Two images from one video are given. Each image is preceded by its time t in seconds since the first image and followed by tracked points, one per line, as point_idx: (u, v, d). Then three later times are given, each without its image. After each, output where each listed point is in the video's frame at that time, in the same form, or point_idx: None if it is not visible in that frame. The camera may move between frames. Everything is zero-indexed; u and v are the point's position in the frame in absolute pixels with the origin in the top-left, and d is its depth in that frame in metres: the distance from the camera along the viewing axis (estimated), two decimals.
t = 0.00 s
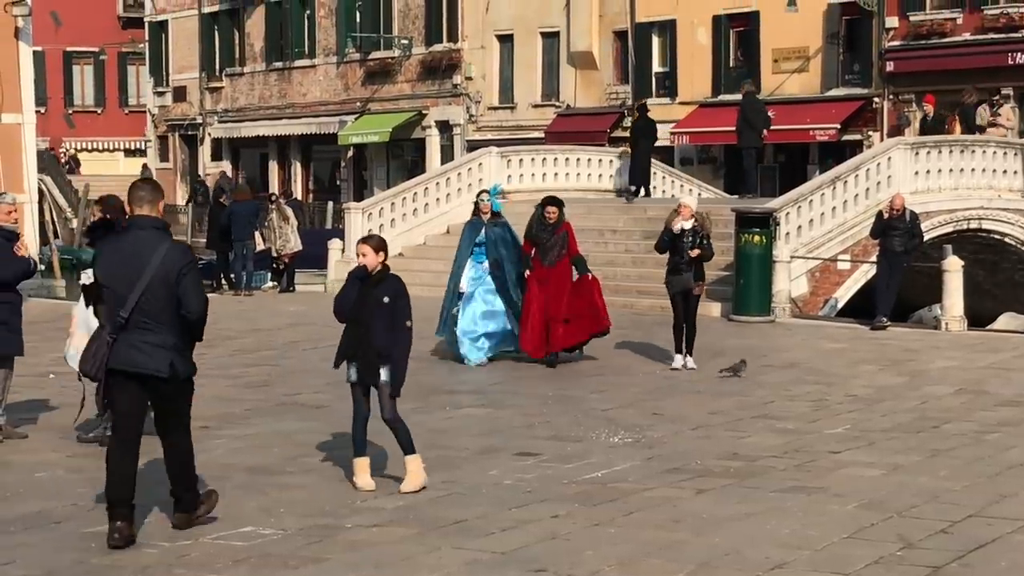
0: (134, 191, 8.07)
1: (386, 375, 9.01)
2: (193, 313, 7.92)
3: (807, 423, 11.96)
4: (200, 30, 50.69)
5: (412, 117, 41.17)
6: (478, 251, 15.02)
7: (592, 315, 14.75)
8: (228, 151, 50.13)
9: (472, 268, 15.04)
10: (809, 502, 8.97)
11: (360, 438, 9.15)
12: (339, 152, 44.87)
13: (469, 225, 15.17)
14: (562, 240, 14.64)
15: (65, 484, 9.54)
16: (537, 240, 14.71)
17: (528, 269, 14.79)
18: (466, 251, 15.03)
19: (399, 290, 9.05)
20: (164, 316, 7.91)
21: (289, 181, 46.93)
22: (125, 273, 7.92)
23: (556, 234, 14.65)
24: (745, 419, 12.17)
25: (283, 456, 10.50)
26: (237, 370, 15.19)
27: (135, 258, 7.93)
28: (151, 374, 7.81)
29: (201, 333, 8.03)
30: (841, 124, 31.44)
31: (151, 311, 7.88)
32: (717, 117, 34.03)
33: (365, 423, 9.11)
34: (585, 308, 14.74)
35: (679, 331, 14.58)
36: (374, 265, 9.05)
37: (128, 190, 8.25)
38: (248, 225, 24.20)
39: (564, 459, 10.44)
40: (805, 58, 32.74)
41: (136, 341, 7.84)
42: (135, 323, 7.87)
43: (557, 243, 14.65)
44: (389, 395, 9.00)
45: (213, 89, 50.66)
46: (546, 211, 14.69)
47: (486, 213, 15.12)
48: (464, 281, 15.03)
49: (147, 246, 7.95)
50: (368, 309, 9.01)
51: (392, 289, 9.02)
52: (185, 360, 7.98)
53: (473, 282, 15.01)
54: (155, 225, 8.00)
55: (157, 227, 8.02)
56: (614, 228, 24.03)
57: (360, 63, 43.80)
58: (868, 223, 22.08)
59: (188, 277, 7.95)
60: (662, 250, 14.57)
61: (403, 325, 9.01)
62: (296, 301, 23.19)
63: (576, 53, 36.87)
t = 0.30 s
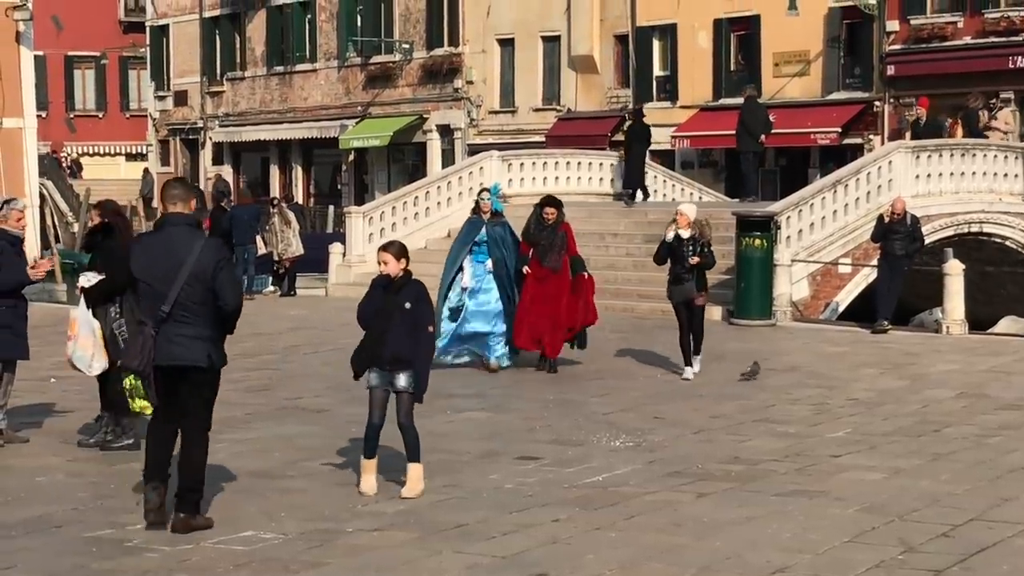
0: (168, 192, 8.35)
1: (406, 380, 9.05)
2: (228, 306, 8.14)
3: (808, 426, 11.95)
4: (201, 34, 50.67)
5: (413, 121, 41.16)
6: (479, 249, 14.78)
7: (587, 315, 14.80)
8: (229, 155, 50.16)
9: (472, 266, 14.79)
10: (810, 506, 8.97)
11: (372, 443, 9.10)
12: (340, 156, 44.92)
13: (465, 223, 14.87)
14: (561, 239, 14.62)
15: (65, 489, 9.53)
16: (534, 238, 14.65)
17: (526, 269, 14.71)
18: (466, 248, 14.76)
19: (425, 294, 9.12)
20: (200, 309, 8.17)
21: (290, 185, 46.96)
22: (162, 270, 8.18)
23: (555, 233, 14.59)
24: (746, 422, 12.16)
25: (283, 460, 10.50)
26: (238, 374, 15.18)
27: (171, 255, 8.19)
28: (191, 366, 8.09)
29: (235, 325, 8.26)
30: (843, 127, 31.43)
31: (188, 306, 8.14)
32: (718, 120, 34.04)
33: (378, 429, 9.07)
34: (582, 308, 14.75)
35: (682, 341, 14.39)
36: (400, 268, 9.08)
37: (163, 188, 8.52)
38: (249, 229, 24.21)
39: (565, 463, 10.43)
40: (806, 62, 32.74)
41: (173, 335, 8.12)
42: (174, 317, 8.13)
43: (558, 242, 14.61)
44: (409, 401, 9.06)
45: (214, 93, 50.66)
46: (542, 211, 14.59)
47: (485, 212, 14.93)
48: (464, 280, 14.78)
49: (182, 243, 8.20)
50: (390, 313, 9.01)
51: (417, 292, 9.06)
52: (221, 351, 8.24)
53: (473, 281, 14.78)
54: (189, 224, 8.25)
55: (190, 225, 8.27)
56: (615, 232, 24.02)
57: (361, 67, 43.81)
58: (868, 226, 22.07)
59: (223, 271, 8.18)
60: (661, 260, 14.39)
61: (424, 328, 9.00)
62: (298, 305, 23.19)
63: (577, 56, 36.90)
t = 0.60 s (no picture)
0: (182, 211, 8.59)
1: (413, 383, 9.04)
2: (254, 311, 8.38)
3: (810, 429, 11.95)
4: (203, 37, 50.64)
5: (415, 124, 41.23)
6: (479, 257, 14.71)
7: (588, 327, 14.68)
8: (231, 158, 50.23)
9: (472, 275, 14.71)
10: (812, 508, 8.96)
11: (377, 445, 9.08)
12: (342, 159, 45.04)
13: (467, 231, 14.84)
14: (558, 248, 14.38)
15: (67, 491, 9.53)
16: (530, 247, 14.41)
17: (523, 278, 14.51)
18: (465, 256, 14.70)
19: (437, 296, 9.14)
20: (226, 318, 8.40)
21: (293, 188, 47.02)
22: (186, 284, 8.39)
23: (551, 243, 14.34)
24: (749, 425, 12.16)
25: (285, 463, 10.50)
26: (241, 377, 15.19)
27: (193, 269, 8.41)
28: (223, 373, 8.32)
29: (259, 331, 8.50)
30: (845, 130, 31.42)
31: (214, 316, 8.37)
32: (720, 123, 34.06)
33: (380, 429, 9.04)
34: (583, 319, 14.65)
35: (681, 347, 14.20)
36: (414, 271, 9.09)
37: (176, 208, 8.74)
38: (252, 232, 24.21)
39: (567, 466, 10.43)
40: (808, 64, 32.71)
41: (202, 344, 8.33)
42: (203, 328, 8.34)
43: (556, 251, 14.37)
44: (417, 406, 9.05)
45: (216, 96, 50.65)
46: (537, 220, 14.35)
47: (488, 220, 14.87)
48: (462, 288, 14.67)
49: (204, 257, 8.42)
50: (400, 315, 9.02)
51: (431, 295, 9.08)
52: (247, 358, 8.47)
53: (472, 290, 14.67)
54: (209, 237, 8.48)
55: (210, 239, 8.50)
56: (617, 234, 24.01)
57: (364, 69, 43.82)
58: (871, 229, 22.08)
59: (246, 279, 8.42)
60: (662, 264, 14.21)
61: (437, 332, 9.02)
62: (301, 308, 23.21)
63: (579, 59, 36.93)
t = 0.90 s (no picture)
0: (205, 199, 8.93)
1: (406, 389, 9.06)
2: (269, 297, 8.71)
3: (814, 430, 11.94)
4: (207, 40, 50.69)
5: (418, 125, 41.28)
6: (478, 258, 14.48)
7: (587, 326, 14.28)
8: (235, 160, 50.26)
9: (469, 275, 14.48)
10: (816, 510, 8.96)
11: (377, 451, 9.02)
12: (346, 161, 45.05)
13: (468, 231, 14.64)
14: (557, 246, 14.20)
15: (70, 493, 9.54)
16: (529, 244, 14.22)
17: (523, 277, 14.32)
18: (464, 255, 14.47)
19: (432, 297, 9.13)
20: (243, 303, 8.72)
21: (296, 190, 47.05)
22: (205, 270, 8.74)
23: (551, 239, 14.19)
24: (753, 426, 12.14)
25: (287, 465, 10.50)
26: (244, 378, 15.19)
27: (212, 256, 8.76)
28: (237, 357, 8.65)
29: (274, 317, 8.82)
30: (848, 130, 31.46)
31: (230, 301, 8.71)
32: (723, 124, 34.07)
33: (379, 433, 9.02)
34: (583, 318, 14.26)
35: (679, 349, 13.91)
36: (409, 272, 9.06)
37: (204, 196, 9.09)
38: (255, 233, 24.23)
39: (569, 467, 10.42)
40: (812, 65, 32.71)
41: (218, 329, 8.68)
42: (218, 313, 8.69)
43: (554, 249, 14.19)
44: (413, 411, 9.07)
45: (219, 97, 50.68)
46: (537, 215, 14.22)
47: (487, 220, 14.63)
48: (459, 289, 14.46)
49: (223, 245, 8.77)
50: (390, 320, 9.01)
51: (426, 296, 9.06)
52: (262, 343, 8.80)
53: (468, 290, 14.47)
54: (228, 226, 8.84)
55: (230, 228, 8.84)
56: (620, 235, 23.99)
57: (367, 71, 43.84)
58: (874, 229, 22.07)
59: (262, 267, 8.75)
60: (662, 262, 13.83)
61: (430, 336, 8.98)
62: (305, 309, 23.24)
63: (582, 61, 36.93)
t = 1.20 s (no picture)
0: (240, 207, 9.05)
1: (376, 390, 8.94)
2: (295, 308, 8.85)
3: (818, 431, 11.92)
4: (211, 40, 50.73)
5: (422, 126, 41.32)
6: (476, 263, 14.06)
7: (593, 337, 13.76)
8: (239, 160, 50.28)
9: (468, 281, 14.08)
10: (820, 510, 8.95)
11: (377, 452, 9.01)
12: (349, 161, 45.06)
13: (466, 234, 14.22)
14: (563, 254, 13.70)
15: (75, 493, 9.56)
16: (535, 250, 13.76)
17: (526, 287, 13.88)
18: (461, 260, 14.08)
19: (413, 301, 9.09)
20: (270, 310, 8.88)
21: (300, 190, 47.09)
22: (235, 276, 8.87)
23: (557, 247, 13.69)
24: (757, 426, 12.13)
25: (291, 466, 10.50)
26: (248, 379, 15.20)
27: (242, 262, 8.89)
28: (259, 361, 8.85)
29: (299, 324, 9.00)
30: (852, 131, 31.37)
31: (258, 307, 8.85)
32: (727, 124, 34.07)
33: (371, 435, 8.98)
34: (586, 328, 13.76)
35: (677, 357, 13.39)
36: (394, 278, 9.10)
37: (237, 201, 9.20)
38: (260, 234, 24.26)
39: (574, 468, 10.42)
40: (815, 65, 32.71)
41: (245, 333, 8.85)
42: (244, 319, 8.85)
43: (559, 257, 13.70)
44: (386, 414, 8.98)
45: (223, 99, 50.68)
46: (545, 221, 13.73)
47: (485, 223, 14.16)
48: (456, 296, 14.05)
49: (254, 253, 8.90)
50: (369, 324, 9.07)
51: (404, 300, 9.04)
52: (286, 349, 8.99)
53: (465, 297, 14.05)
54: (258, 235, 8.96)
55: (261, 237, 8.97)
56: (624, 236, 23.99)
57: (371, 72, 43.84)
58: (879, 229, 22.06)
59: (290, 278, 8.86)
60: (662, 265, 13.41)
61: (389, 338, 8.99)
62: (309, 309, 23.26)
63: (586, 61, 36.92)
